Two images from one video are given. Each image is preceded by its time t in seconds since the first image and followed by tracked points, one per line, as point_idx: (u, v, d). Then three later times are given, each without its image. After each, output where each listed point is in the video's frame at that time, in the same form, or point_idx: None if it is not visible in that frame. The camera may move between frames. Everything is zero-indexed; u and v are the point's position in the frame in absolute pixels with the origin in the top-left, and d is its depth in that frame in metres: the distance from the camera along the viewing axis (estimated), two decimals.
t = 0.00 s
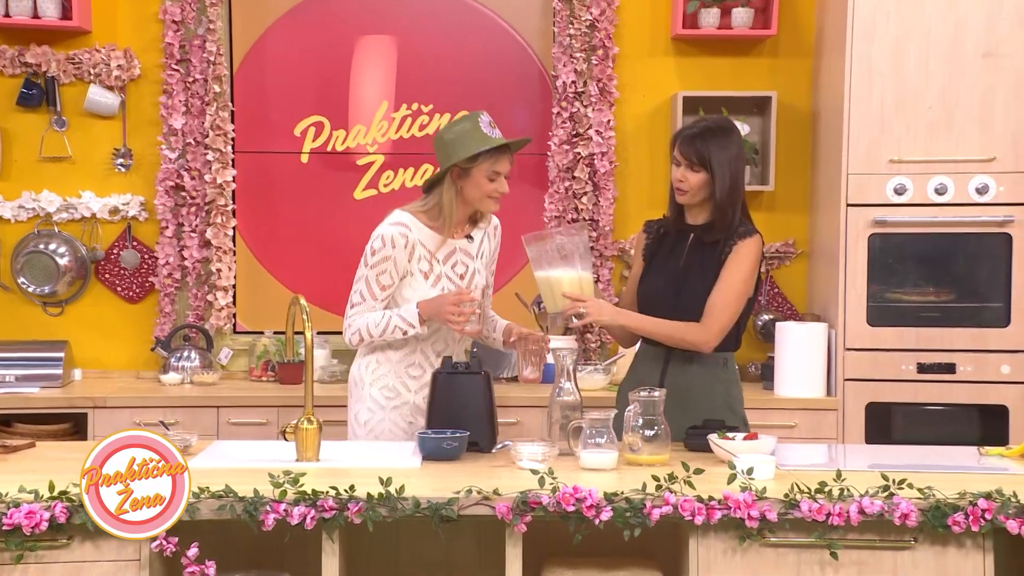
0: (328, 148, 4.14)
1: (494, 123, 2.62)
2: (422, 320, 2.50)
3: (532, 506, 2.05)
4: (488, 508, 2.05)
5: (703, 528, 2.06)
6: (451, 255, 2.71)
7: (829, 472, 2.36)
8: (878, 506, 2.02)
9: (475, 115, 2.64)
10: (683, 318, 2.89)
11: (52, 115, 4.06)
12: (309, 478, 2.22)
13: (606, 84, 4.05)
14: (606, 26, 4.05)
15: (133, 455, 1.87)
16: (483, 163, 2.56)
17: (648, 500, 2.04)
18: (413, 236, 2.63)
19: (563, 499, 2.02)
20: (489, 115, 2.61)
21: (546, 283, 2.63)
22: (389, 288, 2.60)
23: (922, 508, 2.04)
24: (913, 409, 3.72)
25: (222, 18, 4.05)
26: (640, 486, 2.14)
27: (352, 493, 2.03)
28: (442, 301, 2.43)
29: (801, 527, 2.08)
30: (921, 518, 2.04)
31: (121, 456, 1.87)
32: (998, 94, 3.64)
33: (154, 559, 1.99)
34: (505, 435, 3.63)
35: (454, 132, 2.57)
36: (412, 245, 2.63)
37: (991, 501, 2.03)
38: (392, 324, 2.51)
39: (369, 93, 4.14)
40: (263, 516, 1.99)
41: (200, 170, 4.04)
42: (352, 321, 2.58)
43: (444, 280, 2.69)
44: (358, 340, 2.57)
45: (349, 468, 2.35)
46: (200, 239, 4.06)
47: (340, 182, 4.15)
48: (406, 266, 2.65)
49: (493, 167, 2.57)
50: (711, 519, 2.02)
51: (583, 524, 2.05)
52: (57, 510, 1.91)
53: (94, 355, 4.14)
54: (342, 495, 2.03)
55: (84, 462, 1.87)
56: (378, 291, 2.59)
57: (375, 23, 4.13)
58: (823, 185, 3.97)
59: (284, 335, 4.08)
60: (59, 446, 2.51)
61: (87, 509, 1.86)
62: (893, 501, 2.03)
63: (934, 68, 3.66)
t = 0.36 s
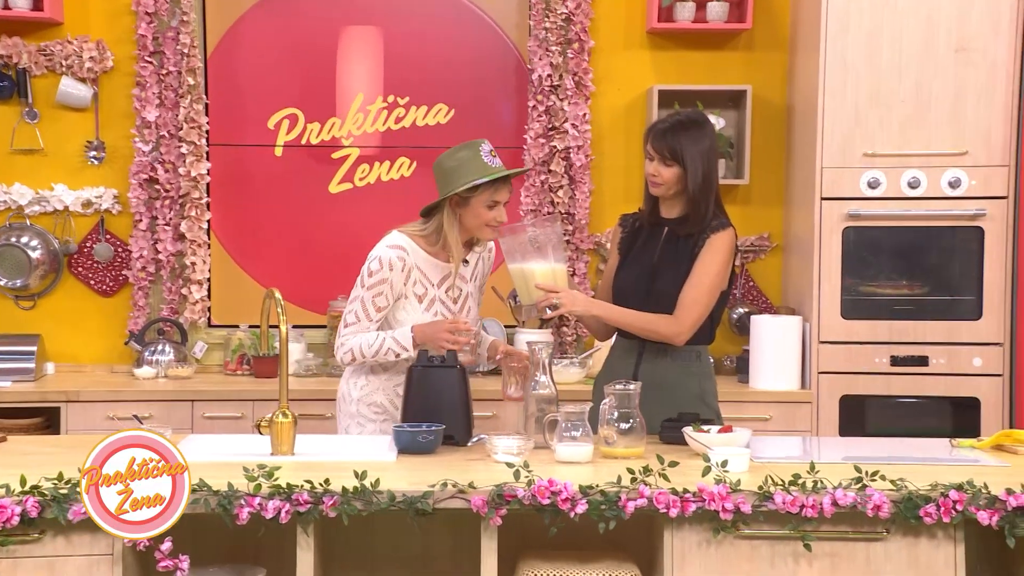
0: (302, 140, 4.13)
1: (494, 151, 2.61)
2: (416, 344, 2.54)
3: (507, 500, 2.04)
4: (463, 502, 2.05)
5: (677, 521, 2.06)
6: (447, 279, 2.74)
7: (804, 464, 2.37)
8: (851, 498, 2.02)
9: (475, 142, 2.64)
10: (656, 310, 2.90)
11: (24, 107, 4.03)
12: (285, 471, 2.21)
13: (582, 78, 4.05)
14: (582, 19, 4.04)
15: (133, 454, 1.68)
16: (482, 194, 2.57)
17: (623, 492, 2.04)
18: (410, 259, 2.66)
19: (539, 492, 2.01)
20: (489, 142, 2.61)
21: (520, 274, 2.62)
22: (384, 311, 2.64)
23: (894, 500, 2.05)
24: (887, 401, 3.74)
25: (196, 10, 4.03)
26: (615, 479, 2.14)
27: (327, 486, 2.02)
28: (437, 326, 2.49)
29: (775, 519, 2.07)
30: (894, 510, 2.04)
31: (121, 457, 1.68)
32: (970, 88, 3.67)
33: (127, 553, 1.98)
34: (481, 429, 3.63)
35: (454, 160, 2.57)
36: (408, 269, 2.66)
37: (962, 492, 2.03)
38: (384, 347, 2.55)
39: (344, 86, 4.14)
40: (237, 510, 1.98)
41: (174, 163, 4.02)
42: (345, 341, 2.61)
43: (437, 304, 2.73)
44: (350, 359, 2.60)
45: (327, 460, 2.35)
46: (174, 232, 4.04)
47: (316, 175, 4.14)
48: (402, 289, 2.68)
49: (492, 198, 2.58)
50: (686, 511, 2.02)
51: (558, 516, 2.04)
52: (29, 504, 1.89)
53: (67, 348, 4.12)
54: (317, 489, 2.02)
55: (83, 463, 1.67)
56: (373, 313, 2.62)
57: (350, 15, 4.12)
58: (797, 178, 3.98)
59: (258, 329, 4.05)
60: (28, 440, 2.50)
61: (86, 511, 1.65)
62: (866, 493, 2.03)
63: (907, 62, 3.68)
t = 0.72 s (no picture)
0: (280, 139, 4.12)
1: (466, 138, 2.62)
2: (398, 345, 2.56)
3: (485, 499, 2.03)
4: (441, 501, 2.04)
5: (655, 519, 2.06)
6: (429, 268, 2.74)
7: (780, 463, 2.37)
8: (827, 496, 2.02)
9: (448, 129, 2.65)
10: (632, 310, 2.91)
11: None
12: (262, 471, 2.20)
13: (560, 77, 4.07)
14: (560, 19, 4.05)
15: (133, 454, 1.72)
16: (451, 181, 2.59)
17: (601, 492, 2.04)
18: (390, 248, 2.66)
19: (516, 492, 2.01)
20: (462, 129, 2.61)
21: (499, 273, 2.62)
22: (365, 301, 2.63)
23: (870, 498, 2.05)
24: (865, 400, 3.77)
25: (172, 8, 4.01)
26: (593, 478, 2.14)
27: (304, 486, 2.01)
28: (420, 330, 2.52)
29: (752, 517, 2.07)
30: (869, 508, 2.04)
31: (121, 456, 1.71)
32: (945, 88, 3.69)
33: (102, 554, 1.97)
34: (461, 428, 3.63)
35: (427, 147, 2.59)
36: (388, 257, 2.66)
37: (937, 490, 2.04)
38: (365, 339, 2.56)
39: (322, 84, 4.13)
40: (214, 510, 1.97)
41: (151, 162, 4.00)
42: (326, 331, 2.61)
43: (420, 293, 2.73)
44: (332, 352, 2.61)
45: (302, 460, 2.33)
46: (151, 231, 4.02)
47: (294, 174, 4.13)
48: (382, 277, 2.67)
49: (459, 185, 2.60)
50: (663, 510, 2.01)
51: (536, 515, 2.04)
52: (3, 505, 1.88)
53: (43, 348, 4.09)
54: (294, 488, 2.01)
55: (84, 462, 1.71)
56: (354, 303, 2.62)
57: (327, 14, 4.11)
58: (774, 178, 4.00)
59: (236, 328, 4.03)
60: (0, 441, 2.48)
61: (87, 510, 1.70)
62: (842, 491, 2.03)
63: (883, 62, 3.70)
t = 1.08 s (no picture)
0: (266, 139, 4.11)
1: (427, 99, 2.56)
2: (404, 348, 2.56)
3: (472, 500, 2.03)
4: (428, 502, 2.04)
5: (642, 520, 2.06)
6: (415, 228, 2.69)
7: (767, 463, 2.37)
8: (813, 497, 2.02)
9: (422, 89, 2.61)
10: (621, 310, 2.90)
11: None
12: (248, 472, 2.19)
13: (547, 78, 4.07)
14: (547, 20, 4.05)
15: (134, 454, 1.74)
16: (398, 139, 2.58)
17: (588, 492, 2.03)
18: (374, 208, 2.63)
19: (503, 493, 2.00)
20: (428, 89, 2.56)
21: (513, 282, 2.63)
22: (358, 265, 2.59)
23: (856, 498, 2.05)
24: (851, 401, 3.78)
25: (159, 8, 4.01)
26: (581, 479, 2.13)
27: (291, 487, 2.01)
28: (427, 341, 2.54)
29: (739, 518, 2.07)
30: (855, 508, 2.04)
31: (121, 457, 1.73)
32: (930, 90, 3.70)
33: (88, 556, 1.96)
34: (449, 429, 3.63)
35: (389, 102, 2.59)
36: (373, 217, 2.63)
37: (923, 490, 2.04)
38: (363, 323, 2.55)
39: (310, 85, 4.12)
40: (200, 511, 1.97)
41: (137, 162, 3.99)
42: (330, 304, 2.58)
43: (409, 253, 2.68)
44: (339, 334, 2.56)
45: (288, 461, 2.33)
46: (137, 232, 4.01)
47: (282, 176, 4.12)
48: (371, 240, 2.64)
49: (404, 146, 2.58)
50: (650, 511, 2.01)
51: (523, 516, 2.03)
52: None
53: (29, 349, 4.08)
54: (281, 490, 2.00)
55: (83, 462, 1.72)
56: (350, 269, 2.59)
57: (315, 15, 4.10)
58: (761, 179, 4.01)
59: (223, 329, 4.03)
60: None
61: (86, 511, 1.70)
62: (828, 492, 2.03)
63: (869, 64, 3.71)
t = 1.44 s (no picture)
0: (254, 139, 4.10)
1: (426, 98, 2.56)
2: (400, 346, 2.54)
3: (462, 500, 2.03)
4: (418, 502, 2.04)
5: (631, 519, 2.06)
6: (417, 229, 2.67)
7: (755, 463, 2.37)
8: (802, 496, 2.02)
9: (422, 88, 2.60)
10: (615, 312, 2.91)
11: None
12: (236, 472, 2.19)
13: (537, 78, 4.07)
14: (537, 20, 4.05)
15: (134, 454, 1.81)
16: (396, 137, 2.59)
17: (577, 492, 2.03)
18: (378, 208, 2.61)
19: (493, 492, 2.00)
20: (428, 88, 2.56)
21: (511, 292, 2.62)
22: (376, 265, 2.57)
23: (845, 498, 2.05)
24: (841, 400, 3.78)
25: (148, 8, 4.00)
26: (570, 478, 2.13)
27: (280, 487, 2.00)
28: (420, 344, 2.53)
29: (728, 517, 2.07)
30: (844, 507, 2.05)
31: (122, 457, 1.81)
32: (919, 90, 3.71)
33: (76, 557, 1.95)
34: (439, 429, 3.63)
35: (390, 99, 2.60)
36: (378, 217, 2.61)
37: (911, 490, 2.04)
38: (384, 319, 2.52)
39: (300, 85, 4.11)
40: (189, 511, 1.95)
41: (126, 162, 3.99)
42: (357, 305, 2.53)
43: (410, 255, 2.66)
44: (365, 338, 2.53)
45: (277, 461, 2.32)
46: (126, 232, 4.01)
47: (272, 175, 4.11)
48: (377, 240, 2.61)
49: (402, 144, 2.58)
50: (639, 510, 2.02)
51: (513, 516, 2.03)
52: None
53: (18, 349, 4.07)
54: (270, 490, 2.00)
55: (84, 463, 1.79)
56: (370, 267, 2.56)
57: (304, 14, 4.10)
58: (750, 179, 4.02)
59: (213, 329, 4.04)
60: None
61: (87, 510, 1.77)
62: (817, 491, 2.03)
63: (857, 64, 3.72)
